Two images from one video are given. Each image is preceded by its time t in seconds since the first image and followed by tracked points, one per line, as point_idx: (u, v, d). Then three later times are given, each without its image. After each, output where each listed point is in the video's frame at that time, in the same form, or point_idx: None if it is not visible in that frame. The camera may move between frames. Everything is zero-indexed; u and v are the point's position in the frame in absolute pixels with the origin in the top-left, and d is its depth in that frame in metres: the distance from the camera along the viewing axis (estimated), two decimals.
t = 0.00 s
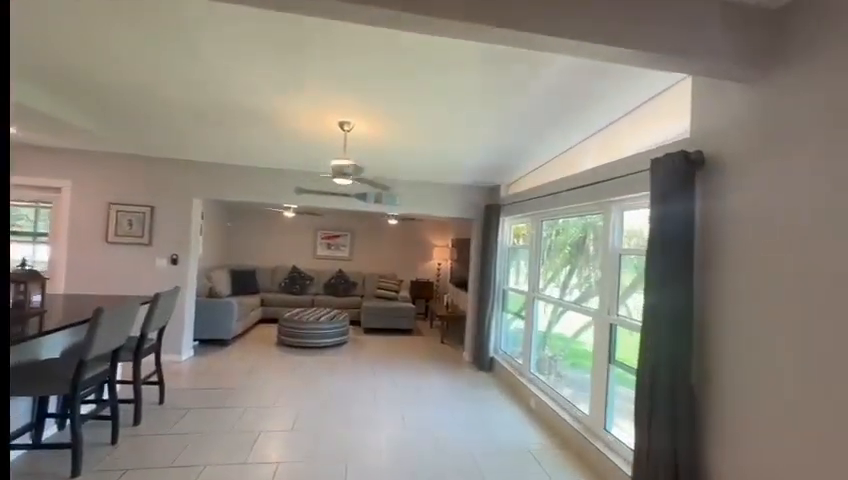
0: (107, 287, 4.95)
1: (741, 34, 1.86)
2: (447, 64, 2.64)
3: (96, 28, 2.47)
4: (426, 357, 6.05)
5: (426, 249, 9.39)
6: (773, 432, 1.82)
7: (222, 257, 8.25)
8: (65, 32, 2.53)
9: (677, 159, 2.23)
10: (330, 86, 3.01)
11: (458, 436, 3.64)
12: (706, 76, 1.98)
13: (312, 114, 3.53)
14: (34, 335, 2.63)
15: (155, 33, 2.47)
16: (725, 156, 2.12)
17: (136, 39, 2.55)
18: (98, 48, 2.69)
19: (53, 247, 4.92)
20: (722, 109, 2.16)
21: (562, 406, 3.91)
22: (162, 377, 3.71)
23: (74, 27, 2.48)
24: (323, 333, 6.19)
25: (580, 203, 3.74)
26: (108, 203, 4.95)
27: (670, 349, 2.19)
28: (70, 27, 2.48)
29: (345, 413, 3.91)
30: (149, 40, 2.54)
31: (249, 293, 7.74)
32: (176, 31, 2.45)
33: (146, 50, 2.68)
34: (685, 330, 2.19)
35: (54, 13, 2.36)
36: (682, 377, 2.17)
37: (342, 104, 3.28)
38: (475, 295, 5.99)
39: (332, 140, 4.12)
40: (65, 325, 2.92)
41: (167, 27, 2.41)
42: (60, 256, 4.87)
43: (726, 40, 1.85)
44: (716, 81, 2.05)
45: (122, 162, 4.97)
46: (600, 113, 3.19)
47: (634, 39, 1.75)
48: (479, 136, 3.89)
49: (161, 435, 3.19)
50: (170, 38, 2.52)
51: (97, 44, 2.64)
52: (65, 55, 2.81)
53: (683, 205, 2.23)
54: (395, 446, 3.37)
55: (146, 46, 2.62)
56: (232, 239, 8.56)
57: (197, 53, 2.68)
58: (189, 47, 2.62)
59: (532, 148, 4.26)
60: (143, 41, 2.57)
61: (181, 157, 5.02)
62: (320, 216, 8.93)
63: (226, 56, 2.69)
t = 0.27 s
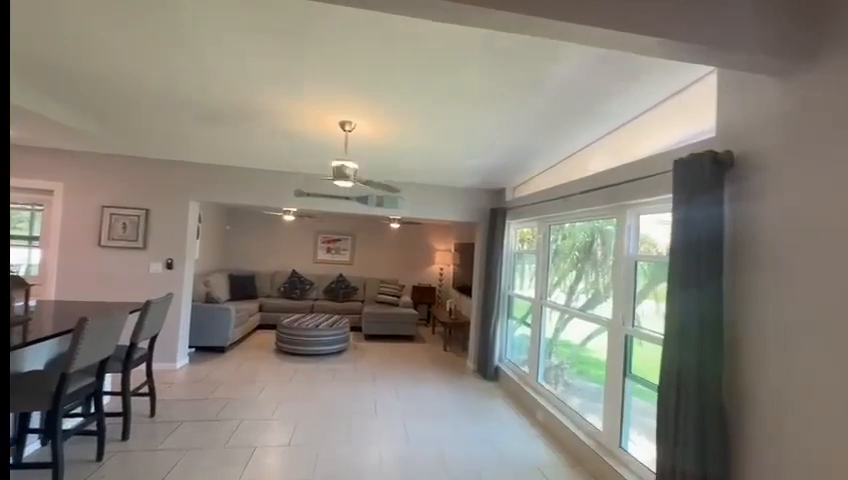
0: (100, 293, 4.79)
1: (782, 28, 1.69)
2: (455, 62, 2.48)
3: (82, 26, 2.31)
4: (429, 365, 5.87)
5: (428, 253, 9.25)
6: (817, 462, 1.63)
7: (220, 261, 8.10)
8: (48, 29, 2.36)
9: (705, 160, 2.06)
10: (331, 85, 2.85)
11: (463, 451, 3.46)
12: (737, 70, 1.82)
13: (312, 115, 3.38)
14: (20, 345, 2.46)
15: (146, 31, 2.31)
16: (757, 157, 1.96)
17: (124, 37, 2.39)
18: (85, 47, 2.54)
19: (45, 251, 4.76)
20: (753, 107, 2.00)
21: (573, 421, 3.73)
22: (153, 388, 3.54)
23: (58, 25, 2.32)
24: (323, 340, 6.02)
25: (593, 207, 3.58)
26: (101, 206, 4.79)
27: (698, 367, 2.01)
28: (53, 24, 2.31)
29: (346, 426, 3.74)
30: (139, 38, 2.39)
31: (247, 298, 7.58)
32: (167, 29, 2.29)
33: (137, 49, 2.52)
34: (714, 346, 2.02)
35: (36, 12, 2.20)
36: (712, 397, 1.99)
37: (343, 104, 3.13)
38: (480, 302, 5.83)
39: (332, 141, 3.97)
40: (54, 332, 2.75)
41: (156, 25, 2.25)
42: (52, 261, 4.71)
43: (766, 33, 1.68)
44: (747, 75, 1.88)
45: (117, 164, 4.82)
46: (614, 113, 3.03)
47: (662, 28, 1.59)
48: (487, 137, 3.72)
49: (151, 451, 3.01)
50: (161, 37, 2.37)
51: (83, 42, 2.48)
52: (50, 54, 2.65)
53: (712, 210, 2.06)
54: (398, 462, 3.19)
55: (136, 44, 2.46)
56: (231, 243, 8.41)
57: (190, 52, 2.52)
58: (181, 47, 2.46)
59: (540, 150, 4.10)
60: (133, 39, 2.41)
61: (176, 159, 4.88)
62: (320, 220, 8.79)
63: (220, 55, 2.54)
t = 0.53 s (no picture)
0: (98, 294, 4.68)
1: (841, 9, 1.51)
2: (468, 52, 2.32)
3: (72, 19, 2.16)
4: (435, 368, 5.73)
5: (433, 252, 9.12)
6: None
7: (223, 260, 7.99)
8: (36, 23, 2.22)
9: (742, 151, 1.90)
10: (336, 78, 2.70)
11: (474, 460, 3.30)
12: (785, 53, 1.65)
13: (317, 110, 3.24)
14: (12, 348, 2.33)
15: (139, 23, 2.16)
16: (801, 150, 1.79)
17: (117, 30, 2.25)
18: (76, 41, 2.39)
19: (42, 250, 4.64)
20: (796, 97, 1.83)
21: (588, 428, 3.59)
22: (152, 392, 3.41)
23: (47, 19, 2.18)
24: (327, 341, 5.88)
25: (610, 205, 3.42)
26: (100, 204, 4.68)
27: (736, 376, 1.85)
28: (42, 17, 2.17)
29: (351, 433, 3.60)
30: (132, 30, 2.24)
31: (250, 299, 7.47)
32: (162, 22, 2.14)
33: (131, 43, 2.37)
34: (754, 354, 1.85)
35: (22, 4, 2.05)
36: (751, 411, 1.83)
37: (349, 98, 2.98)
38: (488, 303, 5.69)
39: (337, 136, 3.83)
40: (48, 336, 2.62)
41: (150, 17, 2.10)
42: (49, 260, 4.59)
43: (819, 10, 1.51)
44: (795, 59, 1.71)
45: (116, 161, 4.70)
46: (637, 105, 2.87)
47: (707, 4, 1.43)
48: (499, 131, 3.56)
49: (146, 460, 2.88)
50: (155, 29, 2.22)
51: (74, 36, 2.34)
52: (41, 48, 2.51)
53: (749, 205, 1.89)
54: (406, 471, 3.04)
55: (130, 38, 2.32)
56: (233, 242, 8.30)
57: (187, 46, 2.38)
58: (177, 40, 2.32)
59: (554, 146, 3.94)
60: (127, 32, 2.27)
61: (177, 156, 4.76)
62: (324, 218, 8.67)
63: (219, 48, 2.39)
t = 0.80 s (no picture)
0: (100, 295, 4.57)
1: None
2: (487, 37, 2.16)
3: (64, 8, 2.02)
4: (444, 372, 5.58)
5: (440, 252, 8.96)
6: None
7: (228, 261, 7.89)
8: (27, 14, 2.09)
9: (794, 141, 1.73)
10: (345, 67, 2.55)
11: (490, 471, 3.14)
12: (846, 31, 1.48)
13: (324, 104, 3.09)
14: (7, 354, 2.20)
15: (136, 11, 2.02)
16: None
17: (113, 19, 2.11)
18: (71, 34, 2.26)
19: (43, 251, 4.53)
20: None
21: (609, 437, 3.43)
22: (153, 397, 3.28)
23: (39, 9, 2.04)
24: (334, 344, 5.74)
25: (633, 203, 3.27)
26: (102, 204, 4.57)
27: (790, 390, 1.68)
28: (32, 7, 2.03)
29: (360, 440, 3.45)
30: (130, 19, 2.11)
31: (255, 300, 7.36)
32: (160, 9, 2.00)
33: (128, 34, 2.24)
34: (811, 364, 1.68)
35: None
36: (806, 428, 1.66)
37: (358, 89, 2.84)
38: (501, 304, 5.54)
39: (345, 132, 3.69)
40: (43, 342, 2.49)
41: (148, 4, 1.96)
42: (50, 261, 4.48)
43: None
44: None
45: (118, 160, 4.59)
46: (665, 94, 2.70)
47: None
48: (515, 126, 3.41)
49: (146, 469, 2.75)
50: (153, 17, 2.08)
51: (69, 27, 2.20)
52: (34, 42, 2.38)
53: (803, 200, 1.72)
54: None
55: (127, 28, 2.18)
56: (238, 242, 8.19)
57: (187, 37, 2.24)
58: (177, 30, 2.18)
59: (573, 140, 3.77)
60: (123, 22, 2.13)
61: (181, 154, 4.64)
62: (330, 218, 8.54)
63: (222, 38, 2.25)
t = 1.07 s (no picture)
0: (109, 298, 4.49)
1: None
2: (512, 26, 2.01)
3: None
4: (458, 376, 5.43)
5: (452, 253, 8.81)
6: None
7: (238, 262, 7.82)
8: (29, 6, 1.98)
9: None
10: (359, 62, 2.42)
11: None
12: None
13: (337, 103, 2.97)
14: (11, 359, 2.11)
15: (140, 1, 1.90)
16: None
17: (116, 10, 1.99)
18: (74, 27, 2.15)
19: (52, 253, 4.47)
20: None
21: (634, 448, 3.28)
22: (161, 403, 3.17)
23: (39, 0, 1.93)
24: (345, 347, 5.62)
25: (663, 202, 3.12)
26: (111, 205, 4.49)
27: None
28: None
29: (374, 449, 3.32)
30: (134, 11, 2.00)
31: (265, 302, 7.28)
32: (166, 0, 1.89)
33: (133, 27, 2.13)
34: None
35: None
36: None
37: (372, 86, 2.71)
38: (517, 307, 5.41)
39: (358, 131, 3.57)
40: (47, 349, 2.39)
41: None
42: (59, 263, 4.42)
43: None
44: None
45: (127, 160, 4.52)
46: (699, 87, 2.54)
47: None
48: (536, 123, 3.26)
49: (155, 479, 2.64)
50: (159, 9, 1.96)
51: (72, 21, 2.10)
52: (38, 40, 2.28)
53: None
54: None
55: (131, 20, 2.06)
56: (248, 244, 8.12)
57: (194, 29, 2.12)
58: (183, 22, 2.06)
59: (593, 138, 3.61)
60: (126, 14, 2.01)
61: (190, 153, 4.56)
62: (340, 219, 8.44)
63: (230, 31, 2.12)
